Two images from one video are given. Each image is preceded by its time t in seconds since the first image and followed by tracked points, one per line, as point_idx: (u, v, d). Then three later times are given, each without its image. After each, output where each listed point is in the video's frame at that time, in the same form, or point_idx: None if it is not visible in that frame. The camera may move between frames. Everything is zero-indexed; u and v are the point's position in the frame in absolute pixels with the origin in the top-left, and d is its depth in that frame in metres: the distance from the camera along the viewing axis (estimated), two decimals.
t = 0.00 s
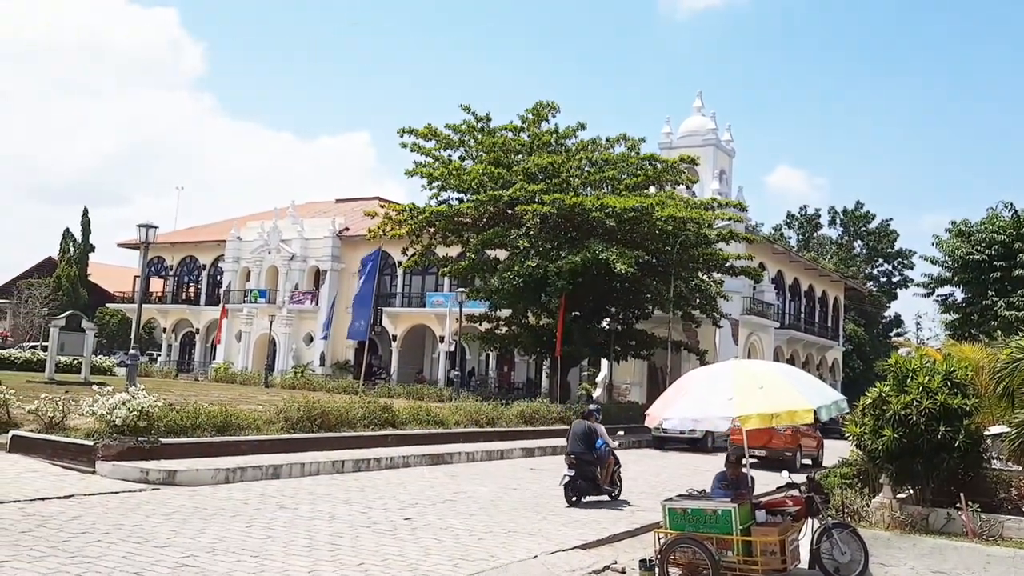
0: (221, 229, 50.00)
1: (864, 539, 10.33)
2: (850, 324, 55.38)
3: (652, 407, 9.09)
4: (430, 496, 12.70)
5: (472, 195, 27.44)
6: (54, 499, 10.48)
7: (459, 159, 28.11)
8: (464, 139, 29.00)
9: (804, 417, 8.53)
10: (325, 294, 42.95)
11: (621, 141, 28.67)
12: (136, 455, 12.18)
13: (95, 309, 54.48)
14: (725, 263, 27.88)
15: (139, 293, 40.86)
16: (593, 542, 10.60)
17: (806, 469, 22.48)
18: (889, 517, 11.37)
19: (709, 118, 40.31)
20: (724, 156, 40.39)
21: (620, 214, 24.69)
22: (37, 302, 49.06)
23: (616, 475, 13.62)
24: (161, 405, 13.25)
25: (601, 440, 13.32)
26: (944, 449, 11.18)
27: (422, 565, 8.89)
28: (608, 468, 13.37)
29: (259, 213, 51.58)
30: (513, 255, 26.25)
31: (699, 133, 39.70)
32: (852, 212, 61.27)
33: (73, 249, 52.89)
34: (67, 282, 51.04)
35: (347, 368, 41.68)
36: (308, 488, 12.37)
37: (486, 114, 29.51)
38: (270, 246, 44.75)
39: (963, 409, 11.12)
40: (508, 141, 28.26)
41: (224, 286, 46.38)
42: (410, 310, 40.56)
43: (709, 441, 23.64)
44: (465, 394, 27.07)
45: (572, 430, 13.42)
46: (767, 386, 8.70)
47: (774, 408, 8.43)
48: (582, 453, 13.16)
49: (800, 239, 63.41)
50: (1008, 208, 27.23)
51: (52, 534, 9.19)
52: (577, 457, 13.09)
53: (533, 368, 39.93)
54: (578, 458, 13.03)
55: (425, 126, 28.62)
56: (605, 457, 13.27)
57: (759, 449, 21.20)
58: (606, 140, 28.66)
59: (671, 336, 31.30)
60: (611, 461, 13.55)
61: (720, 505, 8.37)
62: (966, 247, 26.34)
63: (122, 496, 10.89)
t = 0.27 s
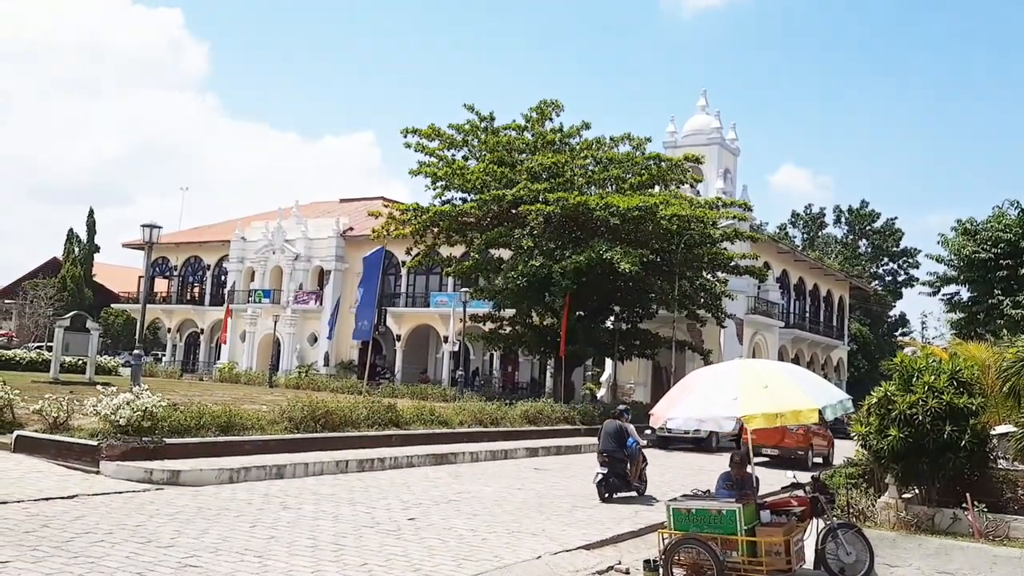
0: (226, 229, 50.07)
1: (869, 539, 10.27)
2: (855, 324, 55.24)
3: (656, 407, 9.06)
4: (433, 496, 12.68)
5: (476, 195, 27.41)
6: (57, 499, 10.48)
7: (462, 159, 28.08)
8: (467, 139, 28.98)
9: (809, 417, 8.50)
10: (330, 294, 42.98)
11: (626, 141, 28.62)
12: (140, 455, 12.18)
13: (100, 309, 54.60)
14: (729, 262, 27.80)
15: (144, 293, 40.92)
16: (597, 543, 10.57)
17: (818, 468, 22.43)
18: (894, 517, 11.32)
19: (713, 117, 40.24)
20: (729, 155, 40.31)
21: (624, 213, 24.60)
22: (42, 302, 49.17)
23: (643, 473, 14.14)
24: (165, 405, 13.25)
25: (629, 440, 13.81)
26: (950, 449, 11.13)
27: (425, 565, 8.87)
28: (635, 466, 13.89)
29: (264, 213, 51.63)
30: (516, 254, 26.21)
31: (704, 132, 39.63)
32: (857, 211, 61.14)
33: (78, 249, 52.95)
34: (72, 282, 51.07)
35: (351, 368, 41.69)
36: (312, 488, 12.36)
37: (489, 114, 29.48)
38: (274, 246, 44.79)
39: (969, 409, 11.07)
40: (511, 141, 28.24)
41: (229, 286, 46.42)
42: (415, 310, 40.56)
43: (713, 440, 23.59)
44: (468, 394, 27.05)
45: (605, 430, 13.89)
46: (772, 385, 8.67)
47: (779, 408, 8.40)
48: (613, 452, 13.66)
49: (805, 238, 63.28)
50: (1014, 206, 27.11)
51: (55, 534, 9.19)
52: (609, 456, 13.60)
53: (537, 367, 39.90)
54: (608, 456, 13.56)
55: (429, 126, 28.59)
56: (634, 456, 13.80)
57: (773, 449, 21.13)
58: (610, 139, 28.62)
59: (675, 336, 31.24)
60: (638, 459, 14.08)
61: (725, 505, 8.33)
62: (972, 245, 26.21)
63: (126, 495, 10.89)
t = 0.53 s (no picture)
0: (234, 229, 50.16)
1: (881, 539, 10.18)
2: (864, 321, 55.01)
3: (665, 406, 9.00)
4: (442, 497, 12.66)
5: (483, 195, 27.37)
6: (66, 500, 10.49)
7: (469, 158, 28.04)
8: (474, 139, 28.93)
9: (819, 416, 8.44)
10: (337, 294, 43.01)
11: (633, 139, 28.54)
12: (149, 456, 12.18)
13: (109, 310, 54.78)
14: (738, 261, 27.69)
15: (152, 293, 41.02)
16: (606, 543, 10.53)
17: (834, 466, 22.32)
18: (906, 517, 11.23)
19: (720, 114, 40.11)
20: (736, 152, 40.17)
21: (631, 212, 24.52)
22: (51, 304, 49.34)
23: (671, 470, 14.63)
24: (173, 406, 13.25)
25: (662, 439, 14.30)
26: (962, 448, 11.03)
27: (434, 566, 8.84)
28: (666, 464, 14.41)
29: (271, 213, 51.69)
30: (523, 254, 26.17)
31: (711, 130, 39.50)
32: (866, 208, 60.92)
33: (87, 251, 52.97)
34: (82, 283, 50.98)
35: (359, 368, 41.70)
36: (320, 489, 12.35)
37: (495, 113, 29.43)
38: (282, 246, 44.84)
39: (980, 407, 10.97)
40: (517, 139, 28.20)
41: (237, 286, 46.49)
42: (422, 309, 40.56)
43: (722, 439, 23.51)
44: (476, 394, 27.00)
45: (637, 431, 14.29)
46: (781, 384, 8.60)
47: (789, 408, 8.33)
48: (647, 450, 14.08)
49: (813, 236, 63.06)
50: None
51: (64, 536, 9.20)
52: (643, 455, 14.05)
53: (545, 367, 39.86)
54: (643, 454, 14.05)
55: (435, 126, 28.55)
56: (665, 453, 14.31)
57: (791, 445, 21.13)
58: (617, 138, 28.54)
59: (683, 335, 31.13)
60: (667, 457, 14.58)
61: (735, 506, 8.27)
62: (983, 242, 26.01)
63: (134, 497, 10.90)
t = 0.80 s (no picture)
0: (282, 235, 50.91)
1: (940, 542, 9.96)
2: (917, 319, 53.91)
3: (716, 408, 8.93)
4: (491, 499, 12.71)
5: (527, 196, 27.38)
6: (126, 503, 10.75)
7: (513, 160, 28.07)
8: (517, 140, 28.97)
9: (875, 416, 8.30)
10: (384, 298, 43.42)
11: (678, 138, 28.32)
12: (204, 459, 12.43)
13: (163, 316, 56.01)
14: (786, 258, 27.31)
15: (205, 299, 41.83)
16: (657, 545, 10.47)
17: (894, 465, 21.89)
18: (965, 518, 10.97)
19: (766, 111, 39.64)
20: (783, 149, 39.66)
21: (677, 211, 24.30)
22: (108, 310, 50.63)
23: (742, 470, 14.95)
24: (227, 409, 13.51)
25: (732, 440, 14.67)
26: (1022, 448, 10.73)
27: (484, 568, 8.88)
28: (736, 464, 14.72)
29: (318, 218, 52.36)
30: (568, 254, 26.12)
31: (757, 126, 39.05)
32: (917, 203, 59.72)
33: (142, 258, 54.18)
34: (137, 290, 52.18)
35: (407, 370, 42.00)
36: (370, 491, 12.47)
37: (538, 114, 29.43)
38: (329, 250, 45.41)
39: None
40: (560, 140, 28.20)
41: (286, 291, 47.20)
42: (468, 311, 40.74)
43: (773, 439, 23.23)
44: (523, 396, 27.02)
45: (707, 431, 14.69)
46: (835, 384, 8.48)
47: (843, 408, 8.21)
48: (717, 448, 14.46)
49: (864, 231, 61.97)
50: None
51: (124, 538, 9.43)
52: (713, 453, 14.42)
53: (591, 367, 39.76)
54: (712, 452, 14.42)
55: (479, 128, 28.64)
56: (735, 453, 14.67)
57: (849, 445, 20.83)
58: (662, 136, 28.35)
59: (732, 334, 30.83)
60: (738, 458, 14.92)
61: (788, 508, 8.16)
62: None
63: (191, 499, 11.13)
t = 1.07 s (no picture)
0: (373, 242, 52.00)
1: None
2: None
3: (815, 409, 8.71)
4: (584, 502, 12.69)
5: (614, 198, 27.23)
6: (232, 504, 11.17)
7: (599, 163, 28.00)
8: (603, 142, 28.88)
9: (985, 418, 7.94)
10: (473, 302, 43.83)
11: (769, 135, 27.73)
12: (304, 462, 12.80)
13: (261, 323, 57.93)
14: (886, 256, 26.38)
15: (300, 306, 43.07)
16: (756, 551, 10.26)
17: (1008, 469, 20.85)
18: None
19: (861, 104, 38.44)
20: (879, 143, 38.38)
21: (769, 209, 23.77)
22: (210, 318, 52.67)
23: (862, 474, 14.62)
24: (325, 413, 13.88)
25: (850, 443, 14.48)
26: None
27: (579, 571, 8.87)
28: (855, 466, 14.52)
29: (408, 225, 53.28)
30: (657, 255, 25.86)
31: (852, 120, 37.91)
32: None
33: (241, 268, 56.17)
34: (237, 299, 54.11)
35: (497, 374, 42.29)
36: (464, 494, 12.61)
37: (624, 115, 29.27)
38: (419, 257, 46.14)
39: None
40: (647, 140, 27.96)
41: (378, 297, 48.17)
42: (556, 315, 40.77)
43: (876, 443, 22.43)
44: (614, 399, 26.86)
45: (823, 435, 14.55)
46: (941, 385, 8.15)
47: (950, 409, 7.88)
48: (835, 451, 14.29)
49: (967, 226, 59.37)
50: None
51: (231, 538, 9.80)
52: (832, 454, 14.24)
53: (683, 370, 39.23)
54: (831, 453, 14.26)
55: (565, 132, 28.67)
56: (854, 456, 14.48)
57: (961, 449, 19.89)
58: (752, 134, 27.80)
59: (829, 334, 29.93)
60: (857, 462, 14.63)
61: (894, 514, 7.87)
62: None
63: (292, 500, 11.48)
